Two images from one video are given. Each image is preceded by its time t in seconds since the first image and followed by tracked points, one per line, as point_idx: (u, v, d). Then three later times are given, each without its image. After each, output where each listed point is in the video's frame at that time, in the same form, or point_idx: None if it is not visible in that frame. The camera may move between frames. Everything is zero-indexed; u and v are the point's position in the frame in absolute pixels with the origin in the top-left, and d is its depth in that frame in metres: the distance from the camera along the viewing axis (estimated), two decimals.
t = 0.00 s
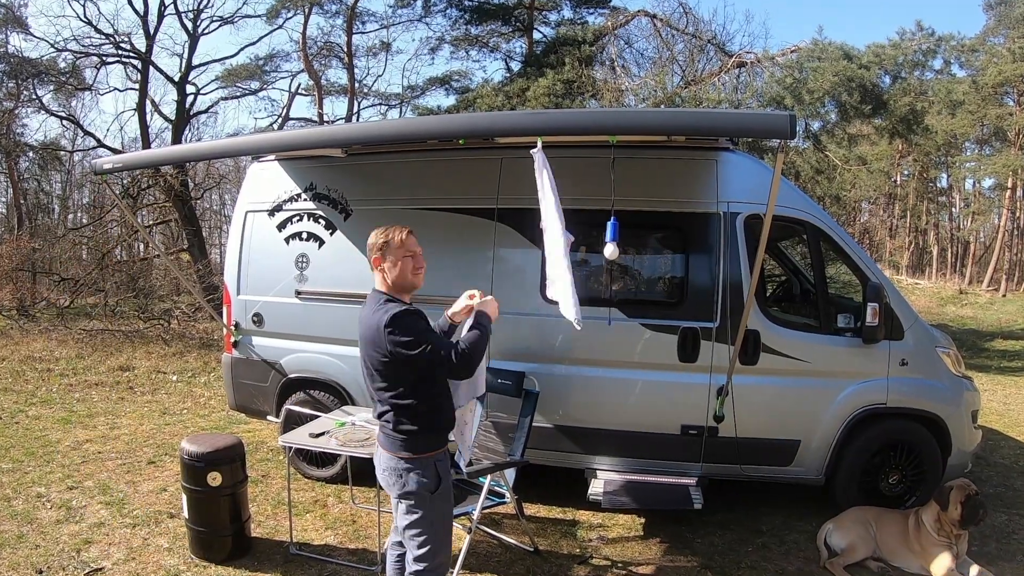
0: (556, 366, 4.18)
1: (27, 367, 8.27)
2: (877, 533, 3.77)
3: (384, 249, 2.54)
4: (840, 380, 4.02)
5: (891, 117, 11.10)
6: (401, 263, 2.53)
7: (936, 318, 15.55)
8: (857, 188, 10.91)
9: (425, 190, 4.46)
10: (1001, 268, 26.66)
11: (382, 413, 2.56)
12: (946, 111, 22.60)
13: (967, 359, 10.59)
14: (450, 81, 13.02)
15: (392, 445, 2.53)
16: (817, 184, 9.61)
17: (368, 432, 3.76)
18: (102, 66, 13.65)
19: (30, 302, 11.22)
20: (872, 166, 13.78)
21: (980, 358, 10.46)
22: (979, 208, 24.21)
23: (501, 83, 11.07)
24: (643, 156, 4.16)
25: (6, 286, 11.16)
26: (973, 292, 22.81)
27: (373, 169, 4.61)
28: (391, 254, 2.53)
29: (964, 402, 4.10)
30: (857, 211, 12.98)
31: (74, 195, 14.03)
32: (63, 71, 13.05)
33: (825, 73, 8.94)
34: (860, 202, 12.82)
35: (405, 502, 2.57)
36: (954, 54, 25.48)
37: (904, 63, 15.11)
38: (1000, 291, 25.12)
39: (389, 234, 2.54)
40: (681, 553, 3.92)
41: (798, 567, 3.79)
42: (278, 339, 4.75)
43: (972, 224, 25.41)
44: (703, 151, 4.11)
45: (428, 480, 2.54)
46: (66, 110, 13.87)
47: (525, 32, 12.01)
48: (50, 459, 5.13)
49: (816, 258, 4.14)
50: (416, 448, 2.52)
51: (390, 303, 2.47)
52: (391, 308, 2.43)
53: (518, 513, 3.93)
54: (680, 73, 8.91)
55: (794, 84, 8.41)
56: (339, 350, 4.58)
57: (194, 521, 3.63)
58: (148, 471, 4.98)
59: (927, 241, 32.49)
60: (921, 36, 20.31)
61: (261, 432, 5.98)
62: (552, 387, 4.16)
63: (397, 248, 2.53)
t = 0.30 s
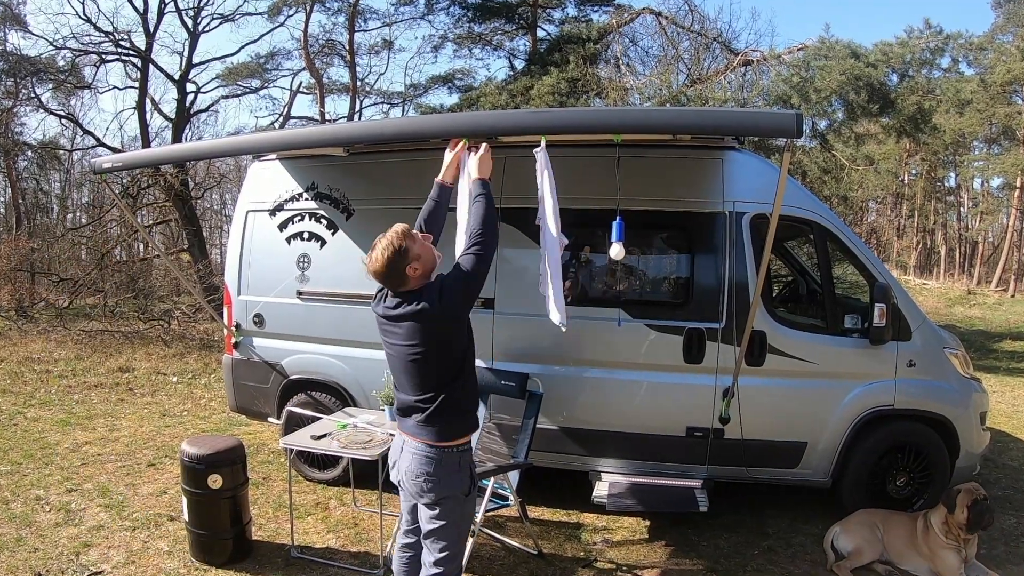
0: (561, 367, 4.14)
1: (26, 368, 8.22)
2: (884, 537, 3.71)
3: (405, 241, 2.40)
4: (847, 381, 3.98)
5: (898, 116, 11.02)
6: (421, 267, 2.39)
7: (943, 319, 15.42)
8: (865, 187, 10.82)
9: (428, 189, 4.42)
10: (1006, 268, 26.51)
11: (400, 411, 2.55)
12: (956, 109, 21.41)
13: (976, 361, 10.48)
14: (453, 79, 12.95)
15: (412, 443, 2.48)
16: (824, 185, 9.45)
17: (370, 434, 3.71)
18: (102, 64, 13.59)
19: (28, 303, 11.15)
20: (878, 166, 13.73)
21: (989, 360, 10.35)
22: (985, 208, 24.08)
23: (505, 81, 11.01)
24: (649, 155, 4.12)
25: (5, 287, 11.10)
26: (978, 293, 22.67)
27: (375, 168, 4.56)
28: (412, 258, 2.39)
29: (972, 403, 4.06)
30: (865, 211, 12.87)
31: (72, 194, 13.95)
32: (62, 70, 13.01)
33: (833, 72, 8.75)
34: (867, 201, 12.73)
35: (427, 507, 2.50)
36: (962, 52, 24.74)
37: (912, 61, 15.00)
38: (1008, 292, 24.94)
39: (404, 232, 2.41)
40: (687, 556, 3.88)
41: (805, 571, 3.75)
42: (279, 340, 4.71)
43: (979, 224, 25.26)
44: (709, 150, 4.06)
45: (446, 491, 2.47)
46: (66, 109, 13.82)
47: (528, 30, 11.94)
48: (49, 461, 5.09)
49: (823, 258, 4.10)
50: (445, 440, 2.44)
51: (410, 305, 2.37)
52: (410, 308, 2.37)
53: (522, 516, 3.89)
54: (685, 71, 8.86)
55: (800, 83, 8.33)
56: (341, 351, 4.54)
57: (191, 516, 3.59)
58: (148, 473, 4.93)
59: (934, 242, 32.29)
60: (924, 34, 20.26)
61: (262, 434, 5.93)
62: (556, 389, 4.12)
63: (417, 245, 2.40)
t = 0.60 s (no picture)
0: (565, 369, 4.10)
1: (24, 369, 8.17)
2: (892, 540, 3.66)
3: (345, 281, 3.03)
4: (855, 382, 3.94)
5: (906, 115, 10.94)
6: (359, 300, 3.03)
7: (950, 320, 15.31)
8: (872, 187, 10.74)
9: (431, 188, 4.38)
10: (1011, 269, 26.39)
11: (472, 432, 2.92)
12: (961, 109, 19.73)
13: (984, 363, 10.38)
14: (456, 78, 12.91)
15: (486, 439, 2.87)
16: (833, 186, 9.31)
17: (373, 437, 3.67)
18: (101, 62, 13.55)
19: (28, 303, 11.10)
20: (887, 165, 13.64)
21: (998, 362, 10.25)
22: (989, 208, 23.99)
23: (509, 80, 10.96)
24: (655, 154, 4.08)
25: (4, 287, 11.05)
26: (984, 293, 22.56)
27: (378, 167, 4.52)
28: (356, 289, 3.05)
29: (981, 405, 4.02)
30: (872, 211, 12.78)
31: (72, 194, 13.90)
32: (61, 68, 12.98)
33: (841, 72, 8.79)
34: (874, 202, 12.65)
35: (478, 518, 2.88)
36: (970, 50, 22.45)
37: (918, 60, 14.93)
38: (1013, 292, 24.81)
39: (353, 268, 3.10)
40: (693, 559, 3.84)
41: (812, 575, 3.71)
42: (280, 340, 4.67)
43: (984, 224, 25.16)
44: (715, 149, 4.02)
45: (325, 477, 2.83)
46: (65, 107, 13.77)
47: (533, 28, 11.88)
48: (48, 463, 5.05)
49: (831, 258, 4.05)
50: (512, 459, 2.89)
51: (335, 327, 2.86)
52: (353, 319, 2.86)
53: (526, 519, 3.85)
54: (691, 70, 8.83)
55: (807, 82, 8.26)
56: (344, 353, 4.50)
57: (191, 519, 3.55)
58: (148, 476, 4.89)
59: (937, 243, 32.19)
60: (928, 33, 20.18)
61: (263, 436, 5.88)
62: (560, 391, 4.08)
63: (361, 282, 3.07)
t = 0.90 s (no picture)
0: (570, 370, 4.06)
1: (23, 371, 8.13)
2: (902, 543, 3.61)
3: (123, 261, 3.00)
4: (863, 383, 3.90)
5: (913, 114, 10.86)
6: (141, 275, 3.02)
7: (957, 321, 15.19)
8: (879, 186, 10.67)
9: (433, 188, 4.34)
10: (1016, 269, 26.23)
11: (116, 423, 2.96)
12: (970, 109, 18.46)
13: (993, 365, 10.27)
14: (459, 77, 12.88)
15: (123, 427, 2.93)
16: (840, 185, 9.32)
17: (375, 439, 3.63)
18: (100, 60, 13.49)
19: (27, 304, 11.04)
20: (894, 163, 13.55)
21: (1006, 364, 10.14)
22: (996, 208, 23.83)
23: (513, 78, 10.92)
24: (660, 153, 4.04)
25: (3, 288, 10.99)
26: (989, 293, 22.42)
27: (380, 166, 4.48)
28: (138, 263, 3.03)
29: (989, 407, 3.98)
30: (879, 211, 12.68)
31: (71, 193, 13.85)
32: (60, 66, 12.94)
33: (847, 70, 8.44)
34: (881, 202, 12.56)
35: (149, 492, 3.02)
36: (979, 49, 21.36)
37: (925, 58, 14.83)
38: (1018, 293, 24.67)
39: (142, 236, 3.07)
40: (699, 562, 3.80)
41: None
42: (281, 341, 4.63)
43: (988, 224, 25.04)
44: (721, 148, 3.98)
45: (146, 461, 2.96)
46: (65, 106, 13.73)
47: (537, 26, 11.83)
48: (47, 466, 5.01)
49: (838, 258, 4.00)
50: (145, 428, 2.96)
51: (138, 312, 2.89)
52: (144, 307, 2.89)
53: (530, 522, 3.81)
54: (697, 68, 8.81)
55: (813, 80, 8.20)
56: (346, 354, 4.45)
57: (193, 522, 3.49)
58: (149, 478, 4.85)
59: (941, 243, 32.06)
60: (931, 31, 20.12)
61: (265, 438, 5.84)
62: (565, 392, 4.04)
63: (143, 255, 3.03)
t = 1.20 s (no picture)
0: (574, 372, 4.02)
1: (22, 372, 8.09)
2: (910, 547, 3.56)
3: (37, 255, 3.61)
4: (871, 385, 3.86)
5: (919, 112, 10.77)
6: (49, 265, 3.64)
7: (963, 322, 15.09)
8: (885, 186, 10.60)
9: (436, 187, 4.30)
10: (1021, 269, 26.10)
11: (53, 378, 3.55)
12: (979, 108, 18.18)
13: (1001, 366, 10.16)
14: (462, 75, 12.84)
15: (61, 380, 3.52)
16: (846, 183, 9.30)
17: (377, 441, 3.59)
18: (100, 58, 13.44)
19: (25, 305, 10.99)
20: (903, 162, 13.46)
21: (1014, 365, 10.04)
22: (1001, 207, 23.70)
23: (516, 77, 10.87)
24: (665, 152, 4.00)
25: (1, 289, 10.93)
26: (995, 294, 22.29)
27: (383, 165, 4.44)
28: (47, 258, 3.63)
29: (998, 408, 3.93)
30: (886, 211, 12.58)
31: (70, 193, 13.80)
32: (59, 64, 12.87)
33: (855, 67, 8.56)
34: (888, 201, 12.46)
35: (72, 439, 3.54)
36: (988, 47, 20.77)
37: (933, 56, 14.71)
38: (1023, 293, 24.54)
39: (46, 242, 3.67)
40: (705, 566, 3.75)
41: None
42: (283, 343, 4.58)
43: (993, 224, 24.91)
44: (727, 147, 3.94)
45: (72, 403, 3.52)
46: (64, 104, 13.70)
47: (540, 24, 11.77)
48: (46, 468, 4.97)
49: (845, 259, 3.96)
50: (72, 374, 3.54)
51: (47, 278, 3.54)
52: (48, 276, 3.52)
53: (534, 525, 3.76)
54: (703, 66, 8.78)
55: (820, 78, 8.14)
56: (348, 355, 4.41)
57: (190, 523, 3.46)
58: (148, 481, 4.80)
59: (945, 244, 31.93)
60: (936, 29, 20.03)
61: (265, 440, 5.80)
62: (570, 394, 4.00)
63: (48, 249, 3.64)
